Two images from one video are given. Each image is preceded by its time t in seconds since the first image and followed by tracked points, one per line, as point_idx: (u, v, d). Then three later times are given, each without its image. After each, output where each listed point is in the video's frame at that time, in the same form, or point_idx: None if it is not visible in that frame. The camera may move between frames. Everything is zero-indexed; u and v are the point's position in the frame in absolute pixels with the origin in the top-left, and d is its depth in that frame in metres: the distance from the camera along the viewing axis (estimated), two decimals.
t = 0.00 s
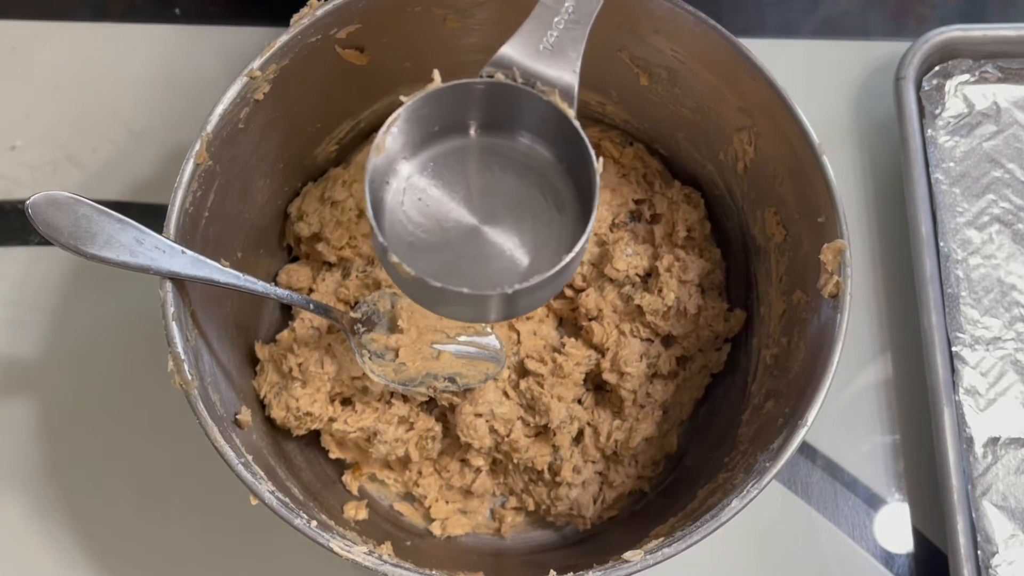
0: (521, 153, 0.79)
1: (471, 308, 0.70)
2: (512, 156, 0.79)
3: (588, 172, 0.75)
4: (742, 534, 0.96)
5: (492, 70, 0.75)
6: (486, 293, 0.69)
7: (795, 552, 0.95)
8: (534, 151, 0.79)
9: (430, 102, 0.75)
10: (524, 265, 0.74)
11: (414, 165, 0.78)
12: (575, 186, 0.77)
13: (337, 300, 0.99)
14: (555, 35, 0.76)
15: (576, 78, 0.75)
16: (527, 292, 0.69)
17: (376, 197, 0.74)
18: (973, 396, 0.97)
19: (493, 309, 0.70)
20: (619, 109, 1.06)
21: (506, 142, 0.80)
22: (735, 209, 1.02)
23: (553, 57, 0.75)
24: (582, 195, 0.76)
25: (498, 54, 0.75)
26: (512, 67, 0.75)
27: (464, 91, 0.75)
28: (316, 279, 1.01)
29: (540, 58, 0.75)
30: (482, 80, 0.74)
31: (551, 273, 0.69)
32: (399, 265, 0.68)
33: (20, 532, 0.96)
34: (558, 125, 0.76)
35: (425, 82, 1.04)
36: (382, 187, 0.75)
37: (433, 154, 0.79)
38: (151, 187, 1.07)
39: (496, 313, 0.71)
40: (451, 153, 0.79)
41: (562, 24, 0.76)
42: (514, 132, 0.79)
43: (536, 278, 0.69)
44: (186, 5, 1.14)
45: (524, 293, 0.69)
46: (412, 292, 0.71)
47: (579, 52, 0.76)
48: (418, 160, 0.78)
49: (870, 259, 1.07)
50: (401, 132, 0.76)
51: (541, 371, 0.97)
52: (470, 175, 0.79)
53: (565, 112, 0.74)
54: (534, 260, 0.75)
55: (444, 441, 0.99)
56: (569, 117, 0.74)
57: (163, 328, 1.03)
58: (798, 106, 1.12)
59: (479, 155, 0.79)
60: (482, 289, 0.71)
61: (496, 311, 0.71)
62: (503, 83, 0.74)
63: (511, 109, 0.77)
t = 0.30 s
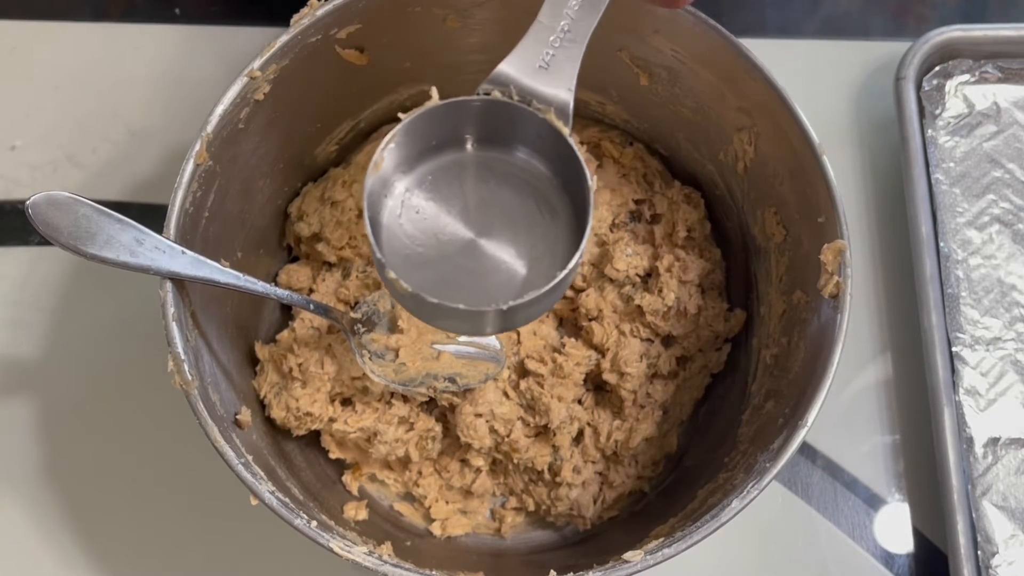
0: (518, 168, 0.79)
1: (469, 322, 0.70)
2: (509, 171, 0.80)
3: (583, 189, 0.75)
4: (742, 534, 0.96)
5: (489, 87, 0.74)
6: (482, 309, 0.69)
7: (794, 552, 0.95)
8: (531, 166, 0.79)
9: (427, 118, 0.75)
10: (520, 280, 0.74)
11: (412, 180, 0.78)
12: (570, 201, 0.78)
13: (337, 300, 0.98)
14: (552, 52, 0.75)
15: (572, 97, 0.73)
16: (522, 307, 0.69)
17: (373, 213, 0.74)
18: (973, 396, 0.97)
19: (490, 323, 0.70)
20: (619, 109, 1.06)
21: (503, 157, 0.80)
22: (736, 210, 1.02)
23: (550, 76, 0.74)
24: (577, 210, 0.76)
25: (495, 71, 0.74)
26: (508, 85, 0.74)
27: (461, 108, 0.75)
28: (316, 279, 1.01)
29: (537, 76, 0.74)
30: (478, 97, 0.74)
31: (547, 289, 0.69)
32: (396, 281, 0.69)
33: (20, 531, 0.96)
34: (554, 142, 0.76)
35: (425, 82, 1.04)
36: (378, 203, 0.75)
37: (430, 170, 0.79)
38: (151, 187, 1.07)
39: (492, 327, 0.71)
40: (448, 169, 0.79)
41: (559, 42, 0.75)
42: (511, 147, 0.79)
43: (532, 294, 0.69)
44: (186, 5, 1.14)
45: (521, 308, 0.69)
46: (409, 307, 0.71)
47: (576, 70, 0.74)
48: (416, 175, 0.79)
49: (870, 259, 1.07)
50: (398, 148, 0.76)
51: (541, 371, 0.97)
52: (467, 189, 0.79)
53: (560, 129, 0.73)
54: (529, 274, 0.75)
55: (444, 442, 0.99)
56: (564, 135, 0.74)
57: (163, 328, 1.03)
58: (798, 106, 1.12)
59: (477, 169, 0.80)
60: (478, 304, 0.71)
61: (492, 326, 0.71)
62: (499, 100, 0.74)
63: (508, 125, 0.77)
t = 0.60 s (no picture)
0: (515, 175, 0.79)
1: (464, 330, 0.70)
2: (504, 179, 0.80)
3: (579, 199, 0.75)
4: (742, 534, 0.96)
5: (486, 95, 0.74)
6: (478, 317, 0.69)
7: (795, 552, 0.95)
8: (527, 174, 0.79)
9: (423, 126, 0.75)
10: (515, 289, 0.75)
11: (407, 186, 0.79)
12: (566, 209, 0.78)
13: (337, 300, 0.98)
14: (550, 61, 0.74)
15: (569, 106, 0.73)
16: (517, 318, 0.69)
17: (369, 221, 0.74)
18: (973, 396, 0.97)
19: (486, 332, 0.70)
20: (619, 109, 1.06)
21: (499, 164, 0.80)
22: (736, 210, 1.02)
23: (548, 84, 0.73)
24: (573, 219, 0.77)
25: (493, 79, 0.73)
26: (506, 93, 0.73)
27: (458, 116, 0.75)
28: (316, 279, 1.01)
29: (535, 84, 0.73)
30: (474, 106, 0.74)
31: (543, 300, 0.69)
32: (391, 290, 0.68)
33: (20, 531, 0.96)
34: (551, 151, 0.76)
35: (424, 82, 1.04)
36: (374, 210, 0.76)
37: (425, 177, 0.79)
38: (151, 187, 1.07)
39: (487, 336, 0.71)
40: (443, 176, 0.80)
41: (557, 51, 0.74)
42: (506, 154, 0.79)
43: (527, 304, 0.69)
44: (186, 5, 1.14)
45: (516, 318, 0.69)
46: (404, 315, 0.72)
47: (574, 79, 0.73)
48: (411, 181, 0.79)
49: (871, 261, 1.07)
50: (394, 156, 0.76)
51: (540, 371, 0.97)
52: (463, 197, 0.80)
53: (558, 139, 0.73)
54: (525, 284, 0.76)
55: (444, 442, 0.99)
56: (563, 145, 0.73)
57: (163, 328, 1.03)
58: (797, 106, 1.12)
59: (473, 176, 0.80)
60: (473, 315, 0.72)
61: (488, 335, 0.71)
62: (495, 108, 0.73)
63: (506, 133, 0.76)
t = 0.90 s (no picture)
0: (504, 175, 0.80)
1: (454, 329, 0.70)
2: (494, 179, 0.80)
3: (565, 199, 0.75)
4: (742, 534, 0.96)
5: (478, 98, 0.75)
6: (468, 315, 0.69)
7: (795, 552, 0.95)
8: (515, 173, 0.79)
9: (414, 125, 0.76)
10: (503, 288, 0.75)
11: (397, 186, 0.79)
12: (553, 208, 0.78)
13: (337, 300, 0.98)
14: (541, 64, 0.74)
15: (558, 111, 0.73)
16: (506, 313, 0.69)
17: (358, 219, 0.75)
18: (973, 396, 0.97)
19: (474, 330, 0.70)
20: (619, 109, 1.06)
21: (488, 165, 0.80)
22: (736, 210, 1.02)
23: (538, 89, 0.74)
24: (559, 218, 0.77)
25: (484, 82, 0.74)
26: (496, 96, 0.74)
27: (448, 116, 0.76)
28: (316, 280, 1.01)
29: (525, 88, 0.74)
30: (465, 106, 0.75)
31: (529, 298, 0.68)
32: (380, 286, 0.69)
33: (20, 532, 0.96)
34: (539, 152, 0.76)
35: (424, 82, 1.04)
36: (363, 208, 0.76)
37: (415, 177, 0.79)
38: (151, 186, 1.07)
39: (476, 333, 0.71)
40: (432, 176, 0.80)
41: (548, 56, 0.74)
42: (495, 155, 0.79)
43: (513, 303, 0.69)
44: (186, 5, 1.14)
45: (506, 313, 0.69)
46: (392, 312, 0.71)
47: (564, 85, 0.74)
48: (402, 181, 0.79)
49: (869, 261, 1.07)
50: (384, 155, 0.76)
51: (540, 371, 0.97)
52: (452, 196, 0.80)
53: (546, 142, 0.74)
54: (513, 282, 0.75)
55: (444, 442, 0.99)
56: (551, 147, 0.74)
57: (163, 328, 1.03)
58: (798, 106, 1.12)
59: (463, 176, 0.80)
60: (460, 312, 0.72)
61: (477, 331, 0.71)
62: (486, 110, 0.74)
63: (495, 134, 0.77)
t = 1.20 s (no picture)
0: (519, 159, 0.80)
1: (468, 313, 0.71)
2: (508, 164, 0.80)
3: (582, 183, 0.76)
4: (742, 534, 0.96)
5: (495, 79, 0.75)
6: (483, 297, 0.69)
7: (795, 552, 0.95)
8: (530, 158, 0.80)
9: (430, 109, 0.75)
10: (518, 272, 0.75)
11: (412, 169, 0.79)
12: (569, 193, 0.78)
13: (337, 300, 0.99)
14: (558, 47, 0.75)
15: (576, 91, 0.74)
16: (520, 296, 0.70)
17: (373, 201, 0.75)
18: (973, 396, 0.97)
19: (488, 313, 0.71)
20: (619, 109, 1.06)
21: (503, 149, 0.80)
22: (736, 210, 1.02)
23: (556, 69, 0.75)
24: (575, 202, 0.77)
25: (502, 63, 0.74)
26: (514, 77, 0.74)
27: (464, 100, 0.75)
28: (316, 280, 1.01)
29: (543, 69, 0.74)
30: (481, 88, 0.74)
31: (544, 281, 0.69)
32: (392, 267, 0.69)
33: (19, 532, 0.96)
34: (556, 136, 0.76)
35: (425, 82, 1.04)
36: (379, 189, 0.76)
37: (430, 161, 0.80)
38: (151, 186, 1.07)
39: (491, 318, 0.72)
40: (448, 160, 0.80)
41: (566, 37, 0.75)
42: (510, 139, 0.79)
43: (528, 286, 0.69)
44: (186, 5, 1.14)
45: (520, 297, 0.70)
46: (405, 295, 0.72)
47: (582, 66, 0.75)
48: (417, 165, 0.79)
49: (869, 258, 1.07)
50: (400, 139, 0.77)
51: (540, 371, 0.97)
52: (467, 181, 0.80)
53: (564, 124, 0.74)
54: (527, 267, 0.76)
55: (444, 442, 0.99)
56: (568, 129, 0.74)
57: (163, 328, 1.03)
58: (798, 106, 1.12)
59: (477, 161, 0.80)
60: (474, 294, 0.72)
61: (491, 316, 0.71)
62: (503, 92, 0.74)
63: (511, 117, 0.77)
